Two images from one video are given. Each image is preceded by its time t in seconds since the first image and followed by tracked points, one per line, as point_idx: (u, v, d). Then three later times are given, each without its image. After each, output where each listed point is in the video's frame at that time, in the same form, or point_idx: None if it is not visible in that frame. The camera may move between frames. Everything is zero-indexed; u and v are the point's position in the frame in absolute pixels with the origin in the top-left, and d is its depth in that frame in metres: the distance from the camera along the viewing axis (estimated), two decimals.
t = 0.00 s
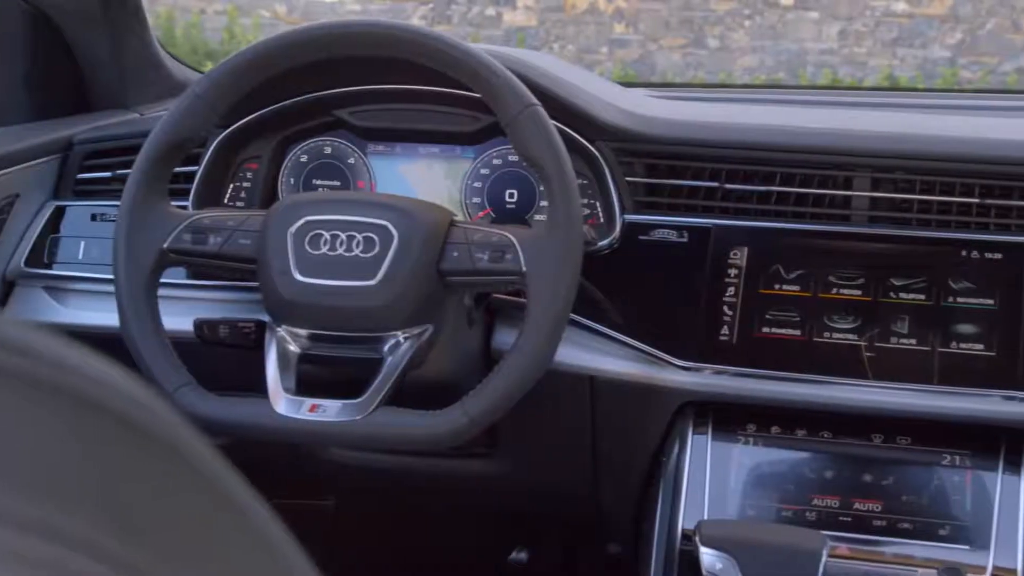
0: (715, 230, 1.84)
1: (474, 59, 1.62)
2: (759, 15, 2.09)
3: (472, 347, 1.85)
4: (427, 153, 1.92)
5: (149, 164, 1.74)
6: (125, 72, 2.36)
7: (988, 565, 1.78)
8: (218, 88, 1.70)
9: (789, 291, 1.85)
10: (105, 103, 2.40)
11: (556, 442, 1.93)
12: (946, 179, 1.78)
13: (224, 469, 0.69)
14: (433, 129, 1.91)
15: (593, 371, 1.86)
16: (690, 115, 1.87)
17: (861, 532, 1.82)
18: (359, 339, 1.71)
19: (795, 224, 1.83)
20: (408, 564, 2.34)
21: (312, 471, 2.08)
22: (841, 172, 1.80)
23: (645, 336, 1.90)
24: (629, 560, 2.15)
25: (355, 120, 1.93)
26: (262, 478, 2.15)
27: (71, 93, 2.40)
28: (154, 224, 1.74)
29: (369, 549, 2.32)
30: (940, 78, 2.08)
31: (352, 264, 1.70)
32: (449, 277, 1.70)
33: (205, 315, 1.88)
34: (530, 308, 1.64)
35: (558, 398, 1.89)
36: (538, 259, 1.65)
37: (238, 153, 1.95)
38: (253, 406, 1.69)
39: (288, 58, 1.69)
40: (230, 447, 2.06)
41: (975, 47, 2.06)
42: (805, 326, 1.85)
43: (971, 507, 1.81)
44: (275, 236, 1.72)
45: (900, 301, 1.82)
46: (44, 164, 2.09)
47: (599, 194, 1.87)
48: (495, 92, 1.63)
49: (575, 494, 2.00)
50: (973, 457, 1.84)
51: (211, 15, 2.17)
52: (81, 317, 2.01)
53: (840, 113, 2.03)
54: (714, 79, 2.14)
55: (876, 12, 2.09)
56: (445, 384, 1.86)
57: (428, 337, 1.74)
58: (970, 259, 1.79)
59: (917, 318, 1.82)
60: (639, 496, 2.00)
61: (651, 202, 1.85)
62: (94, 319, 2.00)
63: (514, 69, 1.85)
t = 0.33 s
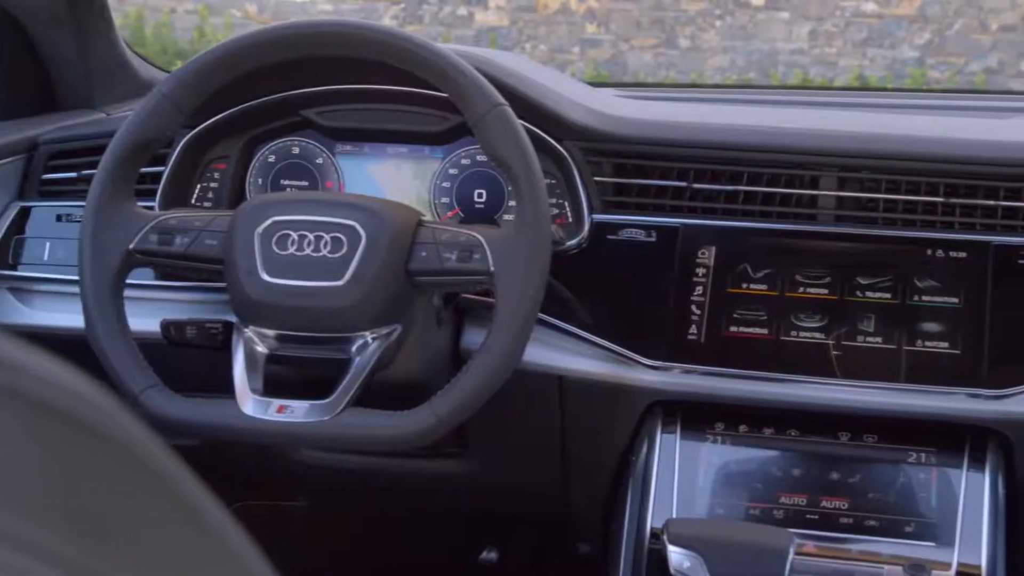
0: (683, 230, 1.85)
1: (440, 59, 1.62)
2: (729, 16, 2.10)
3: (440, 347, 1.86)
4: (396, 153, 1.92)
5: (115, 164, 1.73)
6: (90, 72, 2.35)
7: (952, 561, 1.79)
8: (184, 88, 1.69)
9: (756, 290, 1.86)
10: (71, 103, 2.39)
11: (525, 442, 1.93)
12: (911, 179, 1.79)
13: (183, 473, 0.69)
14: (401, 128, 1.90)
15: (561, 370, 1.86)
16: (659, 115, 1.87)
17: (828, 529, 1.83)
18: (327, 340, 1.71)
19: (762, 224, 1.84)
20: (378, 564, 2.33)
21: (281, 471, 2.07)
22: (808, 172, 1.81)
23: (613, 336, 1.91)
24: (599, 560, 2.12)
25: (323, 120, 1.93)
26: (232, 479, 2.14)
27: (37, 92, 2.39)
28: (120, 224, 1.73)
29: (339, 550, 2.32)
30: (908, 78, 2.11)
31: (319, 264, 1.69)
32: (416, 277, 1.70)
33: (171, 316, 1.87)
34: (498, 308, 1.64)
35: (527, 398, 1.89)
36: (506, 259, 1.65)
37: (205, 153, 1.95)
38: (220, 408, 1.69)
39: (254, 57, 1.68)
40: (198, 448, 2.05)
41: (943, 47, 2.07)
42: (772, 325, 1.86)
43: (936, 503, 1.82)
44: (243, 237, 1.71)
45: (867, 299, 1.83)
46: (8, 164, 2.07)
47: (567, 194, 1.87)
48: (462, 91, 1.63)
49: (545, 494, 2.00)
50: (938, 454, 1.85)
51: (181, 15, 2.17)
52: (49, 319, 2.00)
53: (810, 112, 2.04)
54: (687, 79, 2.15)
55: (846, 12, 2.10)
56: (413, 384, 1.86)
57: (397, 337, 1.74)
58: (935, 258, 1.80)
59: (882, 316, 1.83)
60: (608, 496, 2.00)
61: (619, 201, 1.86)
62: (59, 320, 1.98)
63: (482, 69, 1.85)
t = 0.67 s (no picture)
0: (650, 230, 1.86)
1: (406, 58, 1.62)
2: (699, 16, 2.11)
3: (408, 347, 1.85)
4: (364, 153, 1.92)
5: (78, 163, 1.72)
6: (53, 71, 2.34)
7: (916, 558, 1.80)
8: (148, 88, 1.68)
9: (723, 289, 1.87)
10: (33, 104, 2.34)
11: (493, 442, 1.93)
12: (875, 178, 1.80)
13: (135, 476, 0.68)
14: (368, 128, 1.90)
15: (529, 370, 1.87)
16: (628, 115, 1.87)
17: (794, 527, 1.84)
18: (293, 340, 1.71)
19: (729, 223, 1.84)
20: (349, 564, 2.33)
21: (249, 472, 2.07)
22: (774, 171, 1.82)
23: (581, 335, 1.91)
24: (567, 560, 2.13)
25: (289, 120, 1.92)
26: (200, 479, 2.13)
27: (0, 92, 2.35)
28: (84, 225, 1.72)
29: (310, 550, 2.31)
30: (877, 77, 2.12)
31: (285, 264, 1.69)
32: (383, 277, 1.70)
33: (136, 317, 1.86)
34: (465, 309, 1.64)
35: (495, 397, 1.90)
36: (473, 260, 1.65)
37: (171, 153, 1.94)
38: (185, 409, 1.68)
39: (218, 57, 1.68)
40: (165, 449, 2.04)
41: (911, 47, 2.09)
42: (739, 325, 1.87)
43: (901, 500, 1.83)
44: (208, 237, 1.71)
45: (832, 298, 1.84)
46: None
47: (535, 193, 1.88)
48: (429, 91, 1.63)
49: (514, 495, 2.00)
50: (903, 452, 1.86)
51: (150, 15, 2.16)
52: (12, 320, 1.98)
53: (780, 112, 2.05)
54: (658, 80, 2.13)
55: (815, 12, 2.11)
56: (380, 384, 1.86)
57: (364, 337, 1.74)
58: (900, 256, 1.81)
59: (848, 315, 1.84)
60: (577, 496, 2.00)
61: (587, 201, 1.86)
62: (23, 320, 1.98)
63: (450, 69, 1.85)
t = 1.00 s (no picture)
0: (616, 229, 1.86)
1: (371, 58, 1.62)
2: (669, 16, 2.10)
3: (375, 347, 1.85)
4: (330, 153, 1.91)
5: (41, 163, 1.71)
6: (15, 69, 2.32)
7: (880, 555, 1.81)
8: (111, 88, 1.68)
9: (689, 288, 1.87)
10: None
11: (460, 442, 1.94)
12: (839, 177, 1.81)
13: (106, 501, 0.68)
14: (334, 129, 1.90)
15: (496, 370, 1.87)
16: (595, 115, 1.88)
17: (759, 525, 1.84)
18: (258, 341, 1.70)
19: (695, 223, 1.85)
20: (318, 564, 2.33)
21: (216, 473, 2.06)
22: (739, 171, 1.83)
23: (548, 335, 1.91)
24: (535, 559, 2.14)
25: (254, 120, 1.91)
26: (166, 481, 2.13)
27: None
28: (46, 225, 1.71)
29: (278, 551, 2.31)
30: (846, 77, 2.12)
31: (250, 265, 1.68)
32: (349, 278, 1.69)
33: (100, 318, 1.85)
34: (430, 309, 1.64)
35: (462, 397, 1.90)
36: (439, 259, 1.65)
37: (135, 153, 1.93)
38: (149, 411, 1.67)
39: (181, 56, 1.67)
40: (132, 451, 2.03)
41: (878, 47, 2.09)
42: (704, 324, 1.87)
43: (865, 497, 1.84)
44: (172, 237, 1.70)
45: (797, 297, 1.85)
46: None
47: (501, 193, 1.88)
48: (394, 91, 1.63)
49: (481, 494, 2.00)
50: (867, 449, 1.88)
51: (117, 14, 2.17)
52: None
53: (748, 112, 2.05)
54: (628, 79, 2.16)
55: (783, 12, 2.09)
56: (346, 385, 1.86)
57: (330, 338, 1.74)
58: (864, 255, 1.82)
59: (812, 314, 1.85)
60: (543, 496, 2.00)
61: (553, 200, 1.87)
62: None
63: (416, 69, 1.85)
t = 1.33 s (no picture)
0: (581, 229, 1.87)
1: (336, 57, 1.62)
2: (638, 16, 2.09)
3: (341, 348, 1.85)
4: (295, 153, 1.91)
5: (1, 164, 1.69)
6: None
7: (844, 552, 1.82)
8: (73, 88, 1.67)
9: (655, 288, 1.88)
10: None
11: (427, 441, 1.94)
12: (802, 177, 1.82)
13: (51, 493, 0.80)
14: (300, 129, 1.89)
15: (463, 370, 1.88)
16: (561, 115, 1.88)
17: (724, 524, 1.85)
18: (223, 343, 1.69)
19: (660, 223, 1.85)
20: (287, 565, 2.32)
21: (182, 474, 2.05)
22: (704, 170, 1.83)
23: (515, 335, 1.91)
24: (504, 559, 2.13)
25: (219, 120, 1.91)
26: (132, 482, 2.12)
27: None
28: (7, 226, 1.70)
29: (246, 552, 2.30)
30: (813, 78, 2.10)
31: (214, 266, 1.68)
32: (314, 278, 1.69)
33: (63, 320, 1.84)
34: (396, 308, 1.64)
35: (429, 396, 1.90)
36: (404, 259, 1.64)
37: (99, 153, 1.92)
38: (112, 413, 1.66)
39: (143, 57, 1.66)
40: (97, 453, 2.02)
41: (846, 47, 2.09)
42: (670, 323, 1.88)
43: (829, 494, 1.85)
44: (136, 238, 1.69)
45: (762, 296, 1.86)
46: None
47: (467, 194, 1.88)
48: (359, 91, 1.63)
49: (449, 494, 2.00)
50: (832, 447, 1.88)
51: (83, 14, 2.18)
52: None
53: (716, 112, 2.06)
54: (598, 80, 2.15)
55: (751, 13, 2.09)
56: (312, 385, 1.85)
57: (295, 338, 1.73)
58: (827, 254, 1.83)
59: (777, 312, 1.86)
60: (511, 496, 2.00)
61: (520, 200, 1.87)
62: None
63: (381, 68, 1.84)
